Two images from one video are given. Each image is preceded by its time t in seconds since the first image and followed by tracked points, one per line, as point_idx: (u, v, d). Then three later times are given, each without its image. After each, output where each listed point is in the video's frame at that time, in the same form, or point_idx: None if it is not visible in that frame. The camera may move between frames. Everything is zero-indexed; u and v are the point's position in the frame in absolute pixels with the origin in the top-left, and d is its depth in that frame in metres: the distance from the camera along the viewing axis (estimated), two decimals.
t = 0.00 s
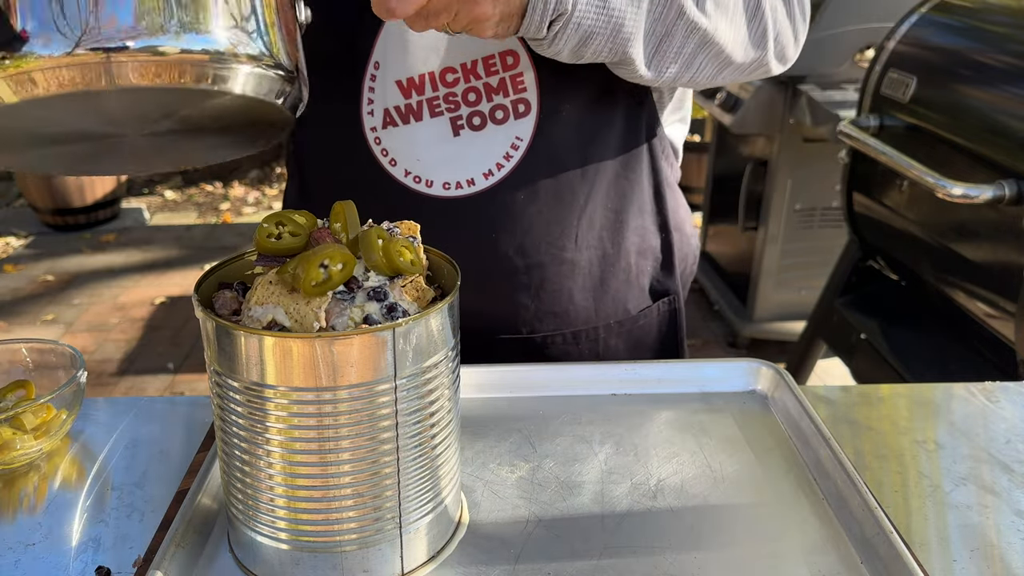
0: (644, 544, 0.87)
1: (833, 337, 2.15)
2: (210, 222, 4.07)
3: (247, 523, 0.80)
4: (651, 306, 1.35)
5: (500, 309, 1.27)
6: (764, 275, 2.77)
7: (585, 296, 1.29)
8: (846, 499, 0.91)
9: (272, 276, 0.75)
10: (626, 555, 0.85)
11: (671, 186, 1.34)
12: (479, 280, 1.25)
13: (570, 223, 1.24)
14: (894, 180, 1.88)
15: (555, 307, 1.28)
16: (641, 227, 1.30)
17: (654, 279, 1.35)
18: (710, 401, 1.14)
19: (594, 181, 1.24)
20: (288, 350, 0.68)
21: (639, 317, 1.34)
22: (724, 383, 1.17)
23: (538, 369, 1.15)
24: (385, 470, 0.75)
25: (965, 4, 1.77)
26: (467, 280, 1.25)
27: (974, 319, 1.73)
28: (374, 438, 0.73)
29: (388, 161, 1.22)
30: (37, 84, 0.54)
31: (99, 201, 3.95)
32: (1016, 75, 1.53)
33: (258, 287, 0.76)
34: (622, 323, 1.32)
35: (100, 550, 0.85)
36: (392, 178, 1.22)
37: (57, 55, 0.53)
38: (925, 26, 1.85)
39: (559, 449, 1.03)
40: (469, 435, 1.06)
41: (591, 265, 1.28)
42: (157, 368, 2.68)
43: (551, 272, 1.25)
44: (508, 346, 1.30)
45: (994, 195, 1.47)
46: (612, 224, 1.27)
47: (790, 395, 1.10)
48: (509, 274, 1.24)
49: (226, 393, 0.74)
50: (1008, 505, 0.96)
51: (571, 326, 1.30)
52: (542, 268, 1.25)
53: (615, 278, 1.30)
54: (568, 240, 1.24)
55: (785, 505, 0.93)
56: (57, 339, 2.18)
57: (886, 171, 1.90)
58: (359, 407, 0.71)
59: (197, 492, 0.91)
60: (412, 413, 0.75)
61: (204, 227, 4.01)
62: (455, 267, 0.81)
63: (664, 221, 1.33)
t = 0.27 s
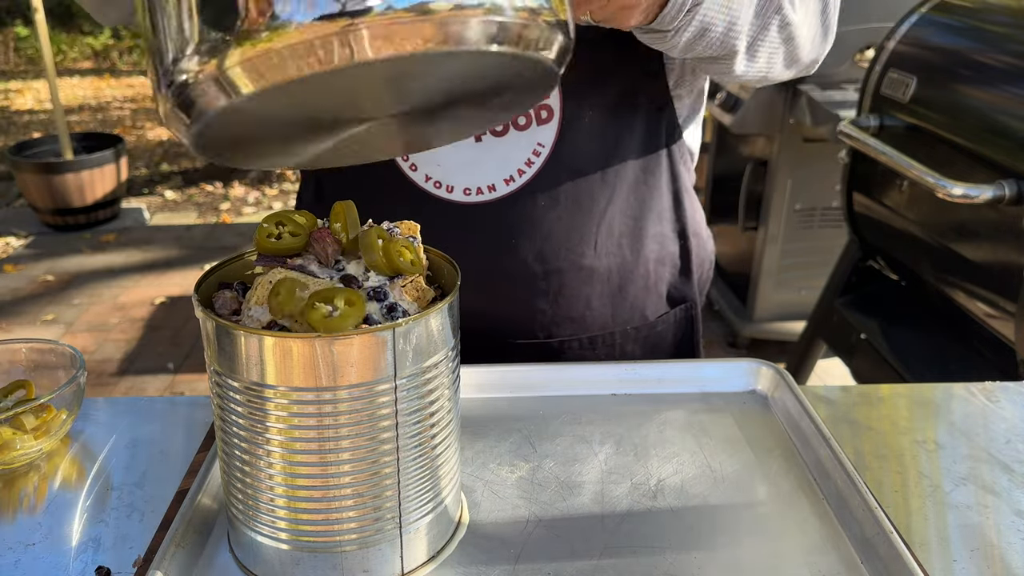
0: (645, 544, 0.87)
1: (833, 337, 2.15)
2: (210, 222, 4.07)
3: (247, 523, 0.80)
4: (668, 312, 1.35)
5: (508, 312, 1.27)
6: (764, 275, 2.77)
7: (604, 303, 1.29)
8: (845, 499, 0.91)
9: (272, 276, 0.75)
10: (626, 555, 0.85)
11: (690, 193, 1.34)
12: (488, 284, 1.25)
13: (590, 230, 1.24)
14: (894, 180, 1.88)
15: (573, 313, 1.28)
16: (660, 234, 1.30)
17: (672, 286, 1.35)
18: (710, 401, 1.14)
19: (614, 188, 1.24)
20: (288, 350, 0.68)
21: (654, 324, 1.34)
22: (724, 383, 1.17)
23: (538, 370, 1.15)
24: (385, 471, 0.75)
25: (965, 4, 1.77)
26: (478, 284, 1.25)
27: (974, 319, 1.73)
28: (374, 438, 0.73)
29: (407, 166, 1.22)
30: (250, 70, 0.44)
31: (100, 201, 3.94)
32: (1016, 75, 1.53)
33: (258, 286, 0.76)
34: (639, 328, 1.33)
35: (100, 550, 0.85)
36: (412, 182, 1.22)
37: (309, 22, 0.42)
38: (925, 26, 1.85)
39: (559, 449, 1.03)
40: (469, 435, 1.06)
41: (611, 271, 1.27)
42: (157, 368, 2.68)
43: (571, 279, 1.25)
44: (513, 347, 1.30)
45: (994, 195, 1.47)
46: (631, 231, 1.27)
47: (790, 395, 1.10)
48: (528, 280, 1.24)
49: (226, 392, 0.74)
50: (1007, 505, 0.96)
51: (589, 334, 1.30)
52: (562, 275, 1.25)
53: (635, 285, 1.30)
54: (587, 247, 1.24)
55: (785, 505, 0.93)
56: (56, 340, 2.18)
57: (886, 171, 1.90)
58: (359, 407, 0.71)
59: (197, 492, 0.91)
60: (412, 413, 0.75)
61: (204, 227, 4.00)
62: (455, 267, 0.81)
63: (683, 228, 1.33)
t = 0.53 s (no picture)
0: (645, 544, 0.87)
1: (834, 337, 2.15)
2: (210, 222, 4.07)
3: (248, 523, 0.80)
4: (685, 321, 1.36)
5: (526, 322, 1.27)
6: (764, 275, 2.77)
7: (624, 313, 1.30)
8: (845, 499, 0.91)
9: (273, 277, 0.75)
10: (625, 555, 0.85)
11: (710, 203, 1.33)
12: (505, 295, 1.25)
13: (613, 242, 1.24)
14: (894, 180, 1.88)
15: (594, 321, 1.28)
16: (681, 245, 1.30)
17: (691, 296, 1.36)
18: (710, 400, 1.14)
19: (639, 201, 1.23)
20: (288, 351, 0.68)
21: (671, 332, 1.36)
22: (724, 383, 1.17)
23: (537, 370, 1.15)
24: (386, 471, 0.75)
25: (965, 4, 1.77)
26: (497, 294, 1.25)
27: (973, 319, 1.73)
28: (374, 438, 0.73)
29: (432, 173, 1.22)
30: (554, 203, 0.55)
31: (100, 201, 3.94)
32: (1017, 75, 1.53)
33: (258, 287, 0.75)
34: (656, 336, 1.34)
35: (100, 550, 0.85)
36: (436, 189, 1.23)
37: (618, 158, 0.53)
38: (925, 26, 1.85)
39: (559, 449, 1.03)
40: (469, 435, 1.06)
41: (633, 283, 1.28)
42: (157, 368, 2.68)
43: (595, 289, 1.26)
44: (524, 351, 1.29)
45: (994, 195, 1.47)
46: (654, 243, 1.27)
47: (790, 394, 1.10)
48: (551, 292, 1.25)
49: (226, 392, 0.74)
50: (1007, 505, 0.96)
51: (608, 341, 1.31)
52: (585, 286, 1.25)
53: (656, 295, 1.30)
54: (608, 258, 1.24)
55: (786, 505, 0.93)
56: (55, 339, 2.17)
57: (887, 172, 1.90)
58: (359, 407, 0.71)
59: (197, 491, 0.91)
60: (412, 414, 0.75)
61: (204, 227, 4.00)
62: (454, 268, 0.81)
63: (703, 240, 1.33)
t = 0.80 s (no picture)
0: (645, 544, 0.87)
1: (833, 337, 2.15)
2: (210, 222, 4.07)
3: (247, 525, 0.79)
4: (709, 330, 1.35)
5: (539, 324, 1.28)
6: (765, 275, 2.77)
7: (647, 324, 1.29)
8: (846, 499, 0.91)
9: (280, 285, 0.75)
10: (625, 555, 0.85)
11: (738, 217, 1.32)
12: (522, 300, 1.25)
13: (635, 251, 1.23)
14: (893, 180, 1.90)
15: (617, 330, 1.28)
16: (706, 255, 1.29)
17: (718, 306, 1.34)
18: (711, 400, 1.14)
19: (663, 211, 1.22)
20: (287, 353, 0.68)
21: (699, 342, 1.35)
22: (724, 382, 1.17)
23: (537, 369, 1.15)
24: (385, 472, 0.75)
25: (965, 3, 1.77)
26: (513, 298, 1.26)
27: (973, 319, 1.73)
28: (373, 439, 0.73)
29: (461, 178, 1.22)
30: (621, 273, 0.62)
31: (100, 201, 3.94)
32: (1016, 75, 1.53)
33: (263, 292, 0.75)
34: (677, 343, 1.32)
35: (100, 550, 0.85)
36: (464, 194, 1.23)
37: (684, 241, 0.59)
38: (925, 25, 1.85)
39: (559, 449, 1.03)
40: (469, 435, 1.06)
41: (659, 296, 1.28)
42: (157, 368, 2.67)
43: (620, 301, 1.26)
44: (531, 352, 1.30)
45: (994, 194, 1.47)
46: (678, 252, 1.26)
47: (790, 393, 1.10)
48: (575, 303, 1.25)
49: (225, 394, 0.74)
50: (1008, 505, 0.96)
51: (631, 349, 1.31)
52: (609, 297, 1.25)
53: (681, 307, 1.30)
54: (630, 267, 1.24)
55: (786, 505, 0.93)
56: (56, 339, 2.17)
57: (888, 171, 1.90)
58: (358, 409, 0.71)
59: (196, 492, 0.91)
60: (412, 415, 0.75)
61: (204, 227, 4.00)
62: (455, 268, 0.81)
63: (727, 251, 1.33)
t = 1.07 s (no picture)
0: (645, 544, 0.86)
1: (834, 337, 2.15)
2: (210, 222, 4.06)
3: (247, 525, 0.79)
4: (732, 337, 1.32)
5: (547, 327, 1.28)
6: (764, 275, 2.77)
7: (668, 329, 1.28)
8: (846, 499, 0.90)
9: (280, 283, 0.75)
10: (626, 555, 0.85)
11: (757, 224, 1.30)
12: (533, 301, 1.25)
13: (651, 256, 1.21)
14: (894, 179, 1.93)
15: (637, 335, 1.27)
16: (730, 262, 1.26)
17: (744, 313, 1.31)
18: (712, 400, 1.14)
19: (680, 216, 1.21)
20: (286, 352, 0.68)
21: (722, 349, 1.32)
22: (724, 382, 1.16)
23: (538, 369, 1.15)
24: (385, 472, 0.75)
25: (965, 3, 1.77)
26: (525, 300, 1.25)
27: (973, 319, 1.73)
28: (373, 439, 0.73)
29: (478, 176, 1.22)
30: (622, 302, 0.64)
31: (99, 201, 3.94)
32: (1016, 75, 1.53)
33: (262, 289, 0.74)
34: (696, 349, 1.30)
35: (99, 550, 0.85)
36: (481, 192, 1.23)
37: (683, 274, 0.61)
38: (925, 25, 1.85)
39: (559, 449, 1.03)
40: (469, 435, 1.06)
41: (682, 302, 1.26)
42: (157, 368, 2.67)
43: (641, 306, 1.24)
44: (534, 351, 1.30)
45: (994, 194, 1.47)
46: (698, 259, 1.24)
47: (790, 394, 1.10)
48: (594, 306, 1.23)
49: (224, 394, 0.74)
50: (1008, 505, 0.95)
51: (651, 353, 1.29)
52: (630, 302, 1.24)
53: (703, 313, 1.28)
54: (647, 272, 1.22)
55: (786, 505, 0.93)
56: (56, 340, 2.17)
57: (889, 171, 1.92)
58: (358, 408, 0.71)
59: (196, 492, 0.90)
60: (411, 414, 0.75)
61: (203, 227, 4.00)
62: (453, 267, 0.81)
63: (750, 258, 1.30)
